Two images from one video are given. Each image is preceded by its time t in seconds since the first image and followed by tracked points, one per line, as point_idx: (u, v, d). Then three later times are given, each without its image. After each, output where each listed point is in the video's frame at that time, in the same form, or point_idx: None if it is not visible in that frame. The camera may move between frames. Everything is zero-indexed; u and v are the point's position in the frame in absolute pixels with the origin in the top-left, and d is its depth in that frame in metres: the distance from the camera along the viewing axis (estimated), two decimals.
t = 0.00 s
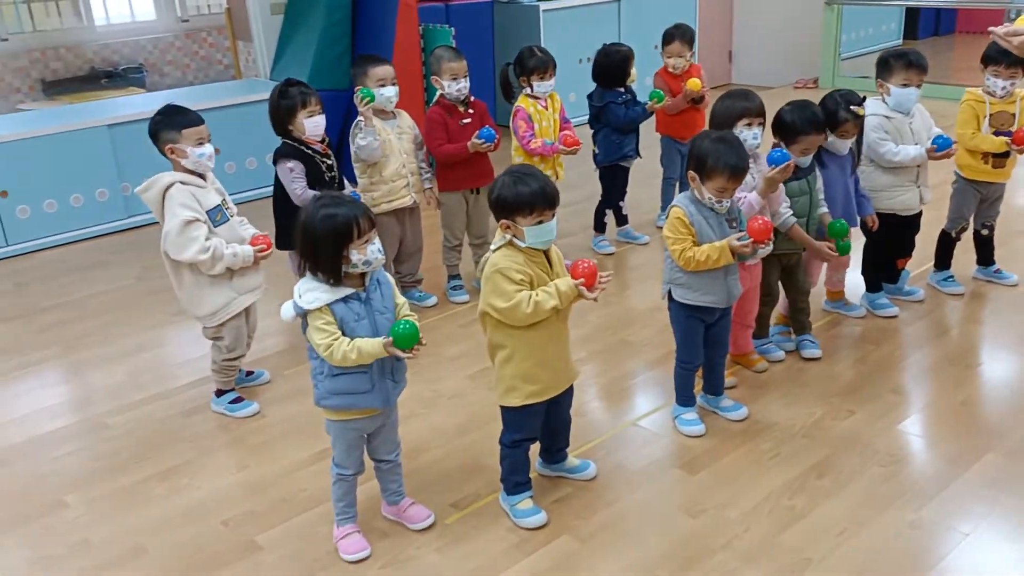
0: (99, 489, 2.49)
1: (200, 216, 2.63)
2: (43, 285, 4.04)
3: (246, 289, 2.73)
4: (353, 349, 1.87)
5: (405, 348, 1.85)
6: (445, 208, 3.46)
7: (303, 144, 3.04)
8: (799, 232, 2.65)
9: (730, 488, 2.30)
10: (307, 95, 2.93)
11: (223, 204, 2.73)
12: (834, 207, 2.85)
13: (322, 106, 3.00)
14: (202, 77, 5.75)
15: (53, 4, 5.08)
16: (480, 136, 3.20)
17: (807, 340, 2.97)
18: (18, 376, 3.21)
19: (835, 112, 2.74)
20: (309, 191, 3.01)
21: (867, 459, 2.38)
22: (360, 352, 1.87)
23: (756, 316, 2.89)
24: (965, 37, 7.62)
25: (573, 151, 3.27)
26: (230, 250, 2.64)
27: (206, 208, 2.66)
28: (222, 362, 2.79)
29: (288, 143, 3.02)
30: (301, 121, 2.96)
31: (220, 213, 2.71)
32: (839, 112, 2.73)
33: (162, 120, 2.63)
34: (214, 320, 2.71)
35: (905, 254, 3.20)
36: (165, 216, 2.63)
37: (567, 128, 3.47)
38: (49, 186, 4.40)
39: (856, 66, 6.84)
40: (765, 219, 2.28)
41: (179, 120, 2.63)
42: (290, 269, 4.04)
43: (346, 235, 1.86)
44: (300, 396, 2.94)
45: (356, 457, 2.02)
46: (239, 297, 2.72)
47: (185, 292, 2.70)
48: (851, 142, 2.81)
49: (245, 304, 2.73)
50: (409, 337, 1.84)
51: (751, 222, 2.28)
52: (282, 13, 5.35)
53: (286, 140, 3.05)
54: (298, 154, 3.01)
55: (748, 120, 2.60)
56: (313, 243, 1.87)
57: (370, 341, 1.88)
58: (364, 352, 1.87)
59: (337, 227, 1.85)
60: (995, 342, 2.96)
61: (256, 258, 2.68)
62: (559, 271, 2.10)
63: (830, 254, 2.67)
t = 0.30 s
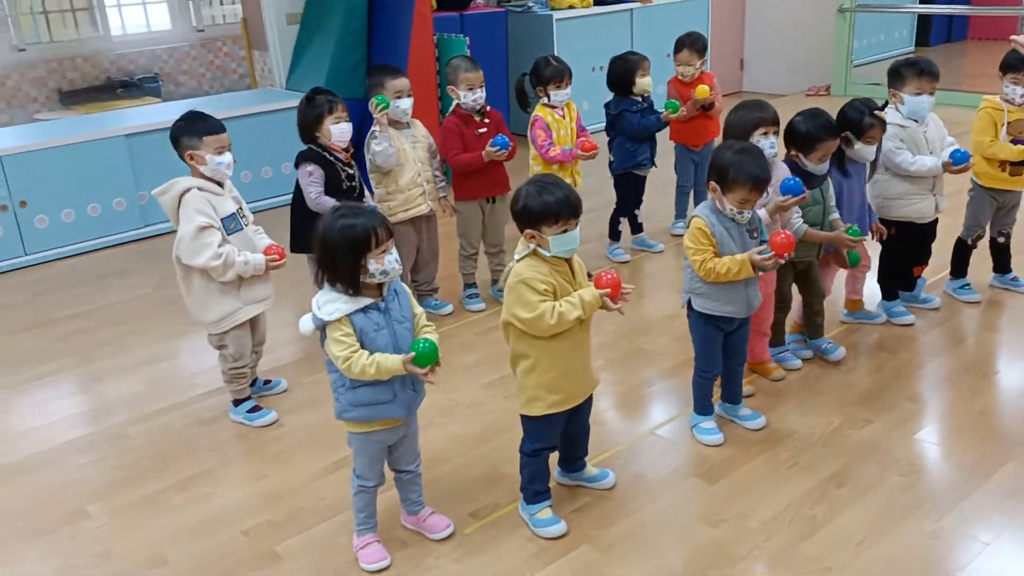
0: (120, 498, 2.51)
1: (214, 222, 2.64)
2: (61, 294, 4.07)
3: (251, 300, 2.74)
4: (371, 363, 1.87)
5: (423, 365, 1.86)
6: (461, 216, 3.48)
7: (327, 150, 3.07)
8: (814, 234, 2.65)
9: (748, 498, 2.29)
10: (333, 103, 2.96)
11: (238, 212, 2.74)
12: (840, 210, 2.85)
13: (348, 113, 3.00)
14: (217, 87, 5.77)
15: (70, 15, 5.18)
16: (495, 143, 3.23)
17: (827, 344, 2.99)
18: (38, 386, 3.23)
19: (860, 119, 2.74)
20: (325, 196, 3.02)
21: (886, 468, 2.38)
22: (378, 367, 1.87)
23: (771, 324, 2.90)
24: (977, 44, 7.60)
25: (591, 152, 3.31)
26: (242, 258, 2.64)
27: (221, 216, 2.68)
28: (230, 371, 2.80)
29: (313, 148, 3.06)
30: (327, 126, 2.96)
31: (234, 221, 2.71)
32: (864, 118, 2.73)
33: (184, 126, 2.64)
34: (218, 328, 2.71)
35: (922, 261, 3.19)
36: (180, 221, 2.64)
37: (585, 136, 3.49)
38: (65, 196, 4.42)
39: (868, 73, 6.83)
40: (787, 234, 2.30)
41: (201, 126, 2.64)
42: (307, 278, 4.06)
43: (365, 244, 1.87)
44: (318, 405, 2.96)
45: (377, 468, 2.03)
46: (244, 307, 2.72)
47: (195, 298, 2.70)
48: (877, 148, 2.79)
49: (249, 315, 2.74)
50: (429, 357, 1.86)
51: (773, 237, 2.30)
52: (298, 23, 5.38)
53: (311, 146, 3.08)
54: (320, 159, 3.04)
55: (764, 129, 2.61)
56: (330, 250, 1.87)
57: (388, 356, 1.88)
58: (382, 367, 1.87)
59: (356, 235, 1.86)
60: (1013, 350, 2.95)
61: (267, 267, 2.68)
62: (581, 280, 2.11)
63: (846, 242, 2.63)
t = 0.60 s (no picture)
0: (118, 512, 2.49)
1: (199, 234, 2.62)
2: (55, 307, 4.05)
3: (243, 312, 2.72)
4: (372, 378, 1.85)
5: (423, 385, 1.85)
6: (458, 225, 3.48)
7: (326, 160, 3.07)
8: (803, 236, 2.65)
9: (750, 504, 2.29)
10: (330, 113, 2.96)
11: (225, 222, 2.71)
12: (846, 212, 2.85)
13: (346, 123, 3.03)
14: (210, 97, 5.77)
15: (63, 27, 5.17)
16: (493, 151, 3.23)
17: (821, 348, 2.99)
18: (34, 399, 3.21)
19: (857, 112, 2.78)
20: (323, 207, 3.02)
21: (886, 473, 2.38)
22: (379, 383, 1.86)
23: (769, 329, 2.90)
24: (967, 50, 7.66)
25: (586, 160, 3.35)
26: (230, 263, 2.62)
27: (207, 227, 2.65)
28: (226, 382, 2.78)
29: (313, 159, 3.06)
30: (326, 136, 2.98)
31: (220, 231, 2.69)
32: (861, 112, 2.77)
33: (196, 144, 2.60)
34: (210, 340, 2.70)
35: (919, 266, 3.19)
36: (165, 233, 2.63)
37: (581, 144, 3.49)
38: (58, 208, 4.40)
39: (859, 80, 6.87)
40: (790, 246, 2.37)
41: (215, 152, 2.61)
42: (304, 289, 4.05)
43: (361, 253, 1.85)
44: (317, 415, 2.94)
45: (379, 478, 2.01)
46: (235, 319, 2.71)
47: (185, 310, 2.69)
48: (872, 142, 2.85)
49: (240, 327, 2.72)
50: (431, 376, 1.85)
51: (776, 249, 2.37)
52: (292, 33, 5.39)
53: (311, 157, 3.08)
54: (320, 170, 3.04)
55: (759, 136, 2.62)
56: (328, 267, 1.87)
57: (389, 371, 1.86)
58: (383, 383, 1.85)
59: (348, 245, 1.84)
60: (1009, 353, 2.97)
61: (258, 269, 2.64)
62: (582, 289, 2.12)
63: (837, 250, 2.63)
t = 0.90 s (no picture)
0: (102, 525, 2.45)
1: (181, 241, 2.59)
2: (35, 319, 4.00)
3: (227, 319, 2.70)
4: (360, 389, 1.84)
5: (420, 392, 1.84)
6: (444, 233, 3.47)
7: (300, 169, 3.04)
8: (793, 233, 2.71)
9: (740, 507, 2.30)
10: (298, 122, 2.92)
11: (206, 229, 2.68)
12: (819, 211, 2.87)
13: (315, 131, 2.98)
14: (191, 105, 5.72)
15: (41, 35, 5.12)
16: (478, 157, 3.22)
17: (804, 349, 3.00)
18: (15, 412, 3.16)
19: (833, 117, 2.79)
20: (300, 216, 3.01)
21: (874, 473, 2.40)
22: (368, 393, 1.84)
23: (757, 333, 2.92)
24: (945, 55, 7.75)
25: (570, 160, 3.38)
26: (211, 269, 2.59)
27: (189, 234, 2.62)
28: (211, 392, 2.75)
29: (285, 169, 3.03)
30: (294, 148, 2.94)
31: (202, 239, 2.66)
32: (838, 117, 2.78)
33: (173, 152, 2.57)
34: (194, 348, 2.68)
35: (903, 267, 3.23)
36: (147, 241, 2.61)
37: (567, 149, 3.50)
38: (37, 218, 4.34)
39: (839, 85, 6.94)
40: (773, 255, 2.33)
41: (191, 161, 2.57)
42: (290, 298, 4.03)
43: (355, 277, 1.80)
44: (305, 425, 2.92)
45: (371, 487, 2.00)
46: (219, 327, 2.68)
47: (168, 319, 2.67)
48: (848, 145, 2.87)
49: (224, 334, 2.70)
50: (428, 381, 1.84)
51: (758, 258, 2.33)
52: (275, 40, 5.39)
53: (283, 167, 3.05)
54: (292, 179, 3.02)
55: (749, 146, 2.58)
56: (324, 268, 1.81)
57: (378, 381, 1.85)
58: (372, 393, 1.84)
59: (347, 262, 1.80)
60: (992, 353, 3.00)
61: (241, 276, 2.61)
62: (568, 293, 2.11)
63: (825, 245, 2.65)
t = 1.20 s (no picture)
0: (84, 537, 2.43)
1: (164, 247, 2.58)
2: (14, 329, 3.96)
3: (210, 325, 2.69)
4: (354, 396, 1.84)
5: (409, 404, 1.86)
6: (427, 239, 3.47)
7: (275, 180, 3.04)
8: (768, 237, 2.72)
9: (724, 510, 2.31)
10: (267, 134, 2.90)
11: (189, 235, 2.68)
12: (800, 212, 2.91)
13: (286, 140, 2.96)
14: (172, 112, 5.73)
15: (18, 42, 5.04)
16: (461, 164, 3.22)
17: (752, 364, 3.01)
18: None
19: (821, 121, 2.82)
20: (276, 226, 3.01)
21: (856, 474, 2.42)
22: (361, 401, 1.84)
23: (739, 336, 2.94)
24: (923, 60, 7.85)
25: (552, 155, 3.42)
26: (196, 275, 2.58)
27: (172, 240, 2.62)
28: (192, 400, 2.74)
29: (261, 180, 3.03)
30: (268, 159, 2.93)
31: (186, 244, 2.65)
32: (826, 121, 2.81)
33: (146, 155, 2.56)
34: (177, 355, 2.66)
35: (884, 270, 3.26)
36: (130, 248, 2.59)
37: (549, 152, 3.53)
38: (15, 227, 4.30)
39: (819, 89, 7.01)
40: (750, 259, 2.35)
41: (164, 158, 2.56)
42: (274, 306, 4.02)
43: (339, 277, 1.81)
44: (289, 433, 2.91)
45: (356, 494, 1.99)
46: (203, 333, 2.68)
47: (149, 326, 2.64)
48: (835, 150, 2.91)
49: (208, 341, 2.69)
50: (413, 396, 1.86)
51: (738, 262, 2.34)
52: (256, 46, 5.43)
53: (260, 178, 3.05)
54: (268, 191, 3.01)
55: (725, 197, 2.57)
56: (308, 275, 1.82)
57: (371, 389, 1.85)
58: (365, 401, 1.84)
59: (329, 262, 1.80)
60: (970, 354, 3.04)
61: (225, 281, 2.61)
62: (553, 299, 2.13)
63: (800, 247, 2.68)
